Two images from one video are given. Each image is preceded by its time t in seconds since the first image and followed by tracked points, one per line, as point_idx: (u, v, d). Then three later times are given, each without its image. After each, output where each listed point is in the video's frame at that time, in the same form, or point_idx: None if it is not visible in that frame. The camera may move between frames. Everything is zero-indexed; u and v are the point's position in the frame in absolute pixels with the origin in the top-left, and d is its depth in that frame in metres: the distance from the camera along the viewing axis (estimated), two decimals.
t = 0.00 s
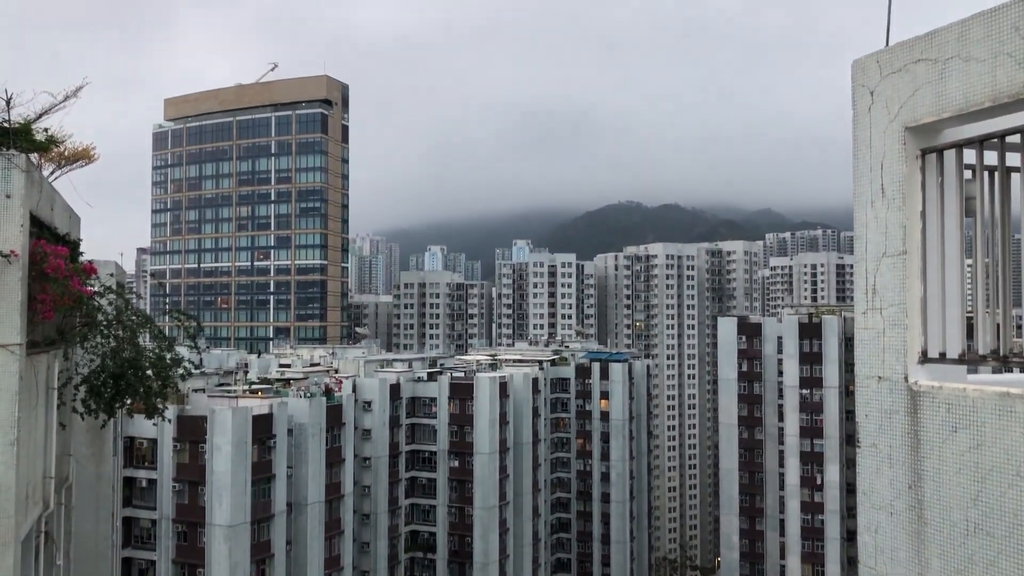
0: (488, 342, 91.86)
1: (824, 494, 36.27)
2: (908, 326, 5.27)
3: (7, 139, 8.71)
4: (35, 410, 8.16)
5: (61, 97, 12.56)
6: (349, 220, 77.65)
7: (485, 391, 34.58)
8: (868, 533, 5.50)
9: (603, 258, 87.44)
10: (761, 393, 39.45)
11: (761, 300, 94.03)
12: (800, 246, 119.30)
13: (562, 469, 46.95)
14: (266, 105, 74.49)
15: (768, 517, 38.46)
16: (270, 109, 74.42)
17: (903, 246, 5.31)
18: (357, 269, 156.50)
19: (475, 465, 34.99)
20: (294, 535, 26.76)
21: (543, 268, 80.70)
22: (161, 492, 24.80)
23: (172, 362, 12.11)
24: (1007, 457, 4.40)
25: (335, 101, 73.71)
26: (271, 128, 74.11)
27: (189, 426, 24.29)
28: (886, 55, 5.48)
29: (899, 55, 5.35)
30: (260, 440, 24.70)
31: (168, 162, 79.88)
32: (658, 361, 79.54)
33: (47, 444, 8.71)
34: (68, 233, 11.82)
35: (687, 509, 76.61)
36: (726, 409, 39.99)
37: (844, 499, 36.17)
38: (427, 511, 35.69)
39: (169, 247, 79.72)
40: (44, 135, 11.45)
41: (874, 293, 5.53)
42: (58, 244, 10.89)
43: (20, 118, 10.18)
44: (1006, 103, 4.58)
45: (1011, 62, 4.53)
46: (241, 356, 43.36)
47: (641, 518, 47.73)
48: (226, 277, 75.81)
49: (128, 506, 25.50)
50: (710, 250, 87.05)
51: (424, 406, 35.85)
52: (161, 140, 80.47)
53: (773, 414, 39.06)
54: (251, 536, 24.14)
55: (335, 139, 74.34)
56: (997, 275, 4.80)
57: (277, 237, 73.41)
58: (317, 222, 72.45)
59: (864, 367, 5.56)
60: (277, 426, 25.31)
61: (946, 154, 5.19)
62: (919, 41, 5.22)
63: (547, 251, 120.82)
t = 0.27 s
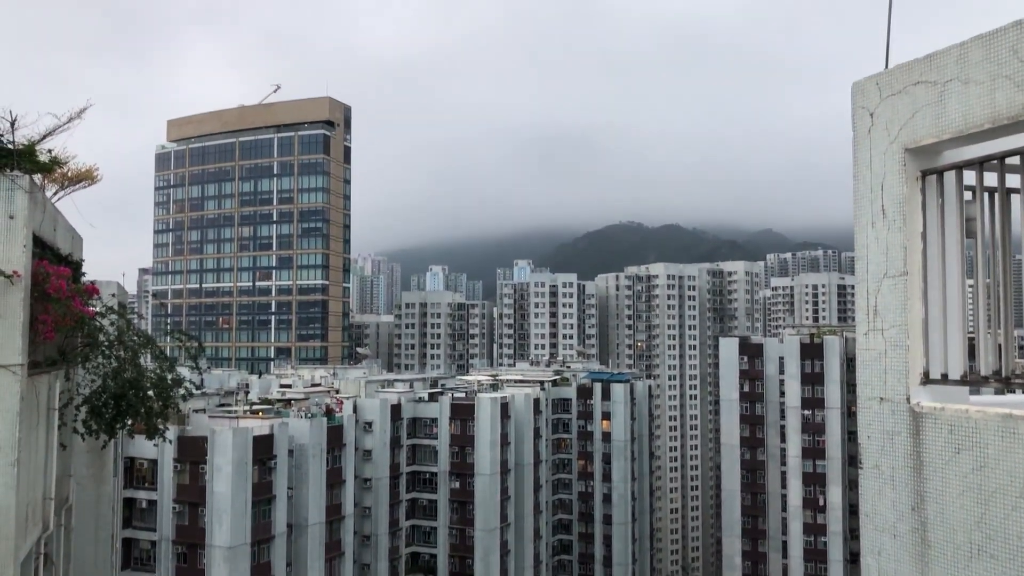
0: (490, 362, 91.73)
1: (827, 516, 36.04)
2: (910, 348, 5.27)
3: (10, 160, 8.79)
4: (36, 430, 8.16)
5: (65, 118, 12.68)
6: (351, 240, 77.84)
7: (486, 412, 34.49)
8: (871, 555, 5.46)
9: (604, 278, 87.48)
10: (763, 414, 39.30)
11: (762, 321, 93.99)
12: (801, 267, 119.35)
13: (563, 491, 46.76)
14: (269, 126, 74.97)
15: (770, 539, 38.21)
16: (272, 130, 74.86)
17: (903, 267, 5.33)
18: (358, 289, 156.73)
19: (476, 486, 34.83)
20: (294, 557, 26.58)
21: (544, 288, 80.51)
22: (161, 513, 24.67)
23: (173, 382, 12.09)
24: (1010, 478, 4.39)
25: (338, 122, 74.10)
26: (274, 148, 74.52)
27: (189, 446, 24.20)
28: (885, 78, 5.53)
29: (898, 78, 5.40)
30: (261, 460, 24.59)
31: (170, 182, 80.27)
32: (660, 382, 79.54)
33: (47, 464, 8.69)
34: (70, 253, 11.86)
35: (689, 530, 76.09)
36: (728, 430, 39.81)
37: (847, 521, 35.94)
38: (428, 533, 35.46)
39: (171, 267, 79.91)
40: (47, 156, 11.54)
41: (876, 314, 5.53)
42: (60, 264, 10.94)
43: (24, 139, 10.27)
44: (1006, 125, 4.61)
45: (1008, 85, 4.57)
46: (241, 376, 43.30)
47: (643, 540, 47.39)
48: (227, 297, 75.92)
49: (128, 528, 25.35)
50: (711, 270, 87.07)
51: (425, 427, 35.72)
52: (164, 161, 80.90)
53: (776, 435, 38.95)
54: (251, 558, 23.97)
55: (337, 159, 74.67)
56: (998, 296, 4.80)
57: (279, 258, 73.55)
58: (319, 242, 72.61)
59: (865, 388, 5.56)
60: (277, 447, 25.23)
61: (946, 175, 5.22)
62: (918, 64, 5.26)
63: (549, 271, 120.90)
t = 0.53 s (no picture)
0: (490, 383, 91.47)
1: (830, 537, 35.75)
2: (911, 368, 5.27)
3: (11, 182, 8.81)
4: (34, 451, 8.13)
5: (67, 139, 12.76)
6: (351, 260, 77.88)
7: (485, 434, 34.38)
8: None
9: (604, 298, 87.48)
10: (764, 435, 39.15)
11: (763, 341, 93.85)
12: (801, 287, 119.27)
13: (564, 512, 46.44)
14: (269, 148, 75.34)
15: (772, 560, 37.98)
16: (273, 151, 75.19)
17: (904, 287, 5.34)
18: (358, 310, 156.68)
19: (476, 508, 34.62)
20: None
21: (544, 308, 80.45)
22: (159, 536, 24.51)
23: (172, 403, 12.05)
24: (1012, 499, 4.37)
25: (338, 143, 74.38)
26: (274, 169, 74.82)
27: (188, 467, 24.08)
28: (883, 99, 5.57)
29: (897, 98, 5.43)
30: (261, 481, 24.45)
31: (171, 203, 80.54)
32: (660, 402, 79.27)
33: (45, 486, 8.65)
34: (70, 274, 11.89)
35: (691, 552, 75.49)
36: (729, 451, 39.63)
37: (849, 542, 35.70)
38: (427, 555, 35.17)
39: (171, 287, 79.99)
40: (49, 177, 11.59)
41: (876, 335, 5.53)
42: (60, 285, 10.94)
43: (25, 161, 10.31)
44: (1004, 144, 4.62)
45: (1005, 105, 4.60)
46: (241, 397, 43.20)
47: (645, 562, 47.01)
48: (227, 317, 75.89)
49: (125, 550, 25.14)
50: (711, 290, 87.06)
51: (425, 448, 35.54)
52: (165, 182, 81.25)
53: (777, 456, 38.77)
54: None
55: (338, 180, 74.91)
56: (999, 315, 4.80)
57: (279, 278, 73.59)
58: (319, 263, 72.63)
59: (866, 409, 5.57)
60: (276, 468, 25.09)
61: (945, 195, 5.24)
62: (916, 85, 5.30)
63: (549, 291, 120.96)
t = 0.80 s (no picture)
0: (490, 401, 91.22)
1: (832, 556, 35.54)
2: (911, 387, 5.27)
3: (12, 202, 8.85)
4: (33, 471, 8.13)
5: (68, 158, 12.81)
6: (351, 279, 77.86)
7: (485, 453, 34.27)
8: None
9: (604, 317, 87.43)
10: (765, 454, 39.03)
11: (763, 359, 93.72)
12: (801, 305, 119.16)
13: (565, 532, 46.17)
14: (269, 167, 75.65)
15: None
16: (273, 170, 75.41)
17: (903, 306, 5.36)
18: (358, 328, 156.50)
19: (476, 527, 34.45)
20: None
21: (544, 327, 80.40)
22: (157, 555, 24.37)
23: (172, 422, 12.03)
24: (1013, 518, 4.36)
25: (338, 162, 74.55)
26: (274, 188, 75.02)
27: (188, 487, 23.98)
28: (881, 118, 5.61)
29: (895, 118, 5.47)
30: (260, 501, 24.30)
31: (171, 222, 80.76)
32: (661, 421, 79.01)
33: (43, 506, 8.63)
34: (70, 293, 11.90)
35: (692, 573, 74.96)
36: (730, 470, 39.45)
37: (851, 562, 35.50)
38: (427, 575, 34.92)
39: (170, 306, 80.04)
40: (49, 197, 11.63)
41: (876, 353, 5.54)
42: (60, 304, 10.93)
43: (26, 181, 10.36)
44: (1002, 164, 4.65)
45: (1003, 125, 4.63)
46: (240, 416, 43.10)
47: None
48: (227, 336, 75.83)
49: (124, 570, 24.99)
50: (711, 308, 87.08)
51: (424, 467, 35.37)
52: (165, 201, 81.52)
53: (778, 475, 38.62)
54: None
55: (338, 199, 75.05)
56: (999, 332, 4.81)
57: (278, 297, 73.62)
58: (319, 281, 72.67)
59: (866, 428, 5.57)
60: (276, 487, 24.94)
61: (944, 214, 5.27)
62: (913, 105, 5.35)
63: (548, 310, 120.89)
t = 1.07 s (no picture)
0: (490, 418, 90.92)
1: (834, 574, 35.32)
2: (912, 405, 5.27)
3: (14, 218, 8.87)
4: (32, 487, 8.11)
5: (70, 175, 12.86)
6: (351, 295, 77.80)
7: (486, 470, 34.14)
8: None
9: (604, 333, 87.32)
10: (766, 471, 38.91)
11: (763, 376, 93.55)
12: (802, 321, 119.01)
13: (566, 549, 45.90)
14: (270, 183, 75.87)
15: None
16: (274, 187, 75.60)
17: (904, 323, 5.37)
18: (358, 344, 156.32)
19: (476, 545, 34.27)
20: None
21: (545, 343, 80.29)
22: (156, 573, 24.23)
23: (172, 439, 11.99)
24: (1016, 536, 4.34)
25: (340, 179, 74.74)
26: (276, 205, 75.19)
27: (187, 504, 23.89)
28: (881, 136, 5.65)
29: (894, 137, 5.51)
30: (259, 518, 24.17)
31: (172, 238, 80.93)
32: (662, 437, 78.71)
33: (42, 522, 8.60)
34: (71, 309, 11.90)
35: None
36: (731, 488, 39.25)
37: None
38: None
39: (171, 322, 80.08)
40: (50, 214, 11.67)
41: (877, 369, 5.55)
42: (61, 320, 10.94)
43: (27, 197, 10.41)
44: (1004, 181, 4.66)
45: (1004, 143, 4.65)
46: (240, 433, 42.97)
47: None
48: (227, 352, 75.76)
49: None
50: (712, 325, 87.02)
51: (424, 484, 35.20)
52: (166, 217, 81.75)
53: (779, 492, 38.45)
54: None
55: (339, 215, 75.16)
56: (1001, 349, 4.81)
57: (279, 313, 73.59)
58: (319, 298, 72.64)
59: (868, 445, 5.56)
60: (276, 504, 24.81)
61: (945, 231, 5.27)
62: (914, 123, 5.38)
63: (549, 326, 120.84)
